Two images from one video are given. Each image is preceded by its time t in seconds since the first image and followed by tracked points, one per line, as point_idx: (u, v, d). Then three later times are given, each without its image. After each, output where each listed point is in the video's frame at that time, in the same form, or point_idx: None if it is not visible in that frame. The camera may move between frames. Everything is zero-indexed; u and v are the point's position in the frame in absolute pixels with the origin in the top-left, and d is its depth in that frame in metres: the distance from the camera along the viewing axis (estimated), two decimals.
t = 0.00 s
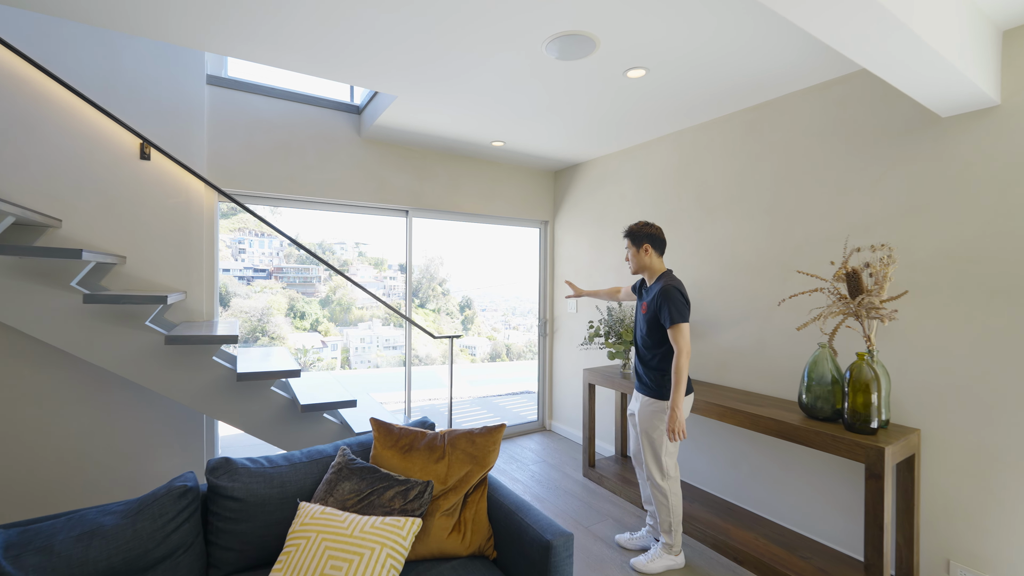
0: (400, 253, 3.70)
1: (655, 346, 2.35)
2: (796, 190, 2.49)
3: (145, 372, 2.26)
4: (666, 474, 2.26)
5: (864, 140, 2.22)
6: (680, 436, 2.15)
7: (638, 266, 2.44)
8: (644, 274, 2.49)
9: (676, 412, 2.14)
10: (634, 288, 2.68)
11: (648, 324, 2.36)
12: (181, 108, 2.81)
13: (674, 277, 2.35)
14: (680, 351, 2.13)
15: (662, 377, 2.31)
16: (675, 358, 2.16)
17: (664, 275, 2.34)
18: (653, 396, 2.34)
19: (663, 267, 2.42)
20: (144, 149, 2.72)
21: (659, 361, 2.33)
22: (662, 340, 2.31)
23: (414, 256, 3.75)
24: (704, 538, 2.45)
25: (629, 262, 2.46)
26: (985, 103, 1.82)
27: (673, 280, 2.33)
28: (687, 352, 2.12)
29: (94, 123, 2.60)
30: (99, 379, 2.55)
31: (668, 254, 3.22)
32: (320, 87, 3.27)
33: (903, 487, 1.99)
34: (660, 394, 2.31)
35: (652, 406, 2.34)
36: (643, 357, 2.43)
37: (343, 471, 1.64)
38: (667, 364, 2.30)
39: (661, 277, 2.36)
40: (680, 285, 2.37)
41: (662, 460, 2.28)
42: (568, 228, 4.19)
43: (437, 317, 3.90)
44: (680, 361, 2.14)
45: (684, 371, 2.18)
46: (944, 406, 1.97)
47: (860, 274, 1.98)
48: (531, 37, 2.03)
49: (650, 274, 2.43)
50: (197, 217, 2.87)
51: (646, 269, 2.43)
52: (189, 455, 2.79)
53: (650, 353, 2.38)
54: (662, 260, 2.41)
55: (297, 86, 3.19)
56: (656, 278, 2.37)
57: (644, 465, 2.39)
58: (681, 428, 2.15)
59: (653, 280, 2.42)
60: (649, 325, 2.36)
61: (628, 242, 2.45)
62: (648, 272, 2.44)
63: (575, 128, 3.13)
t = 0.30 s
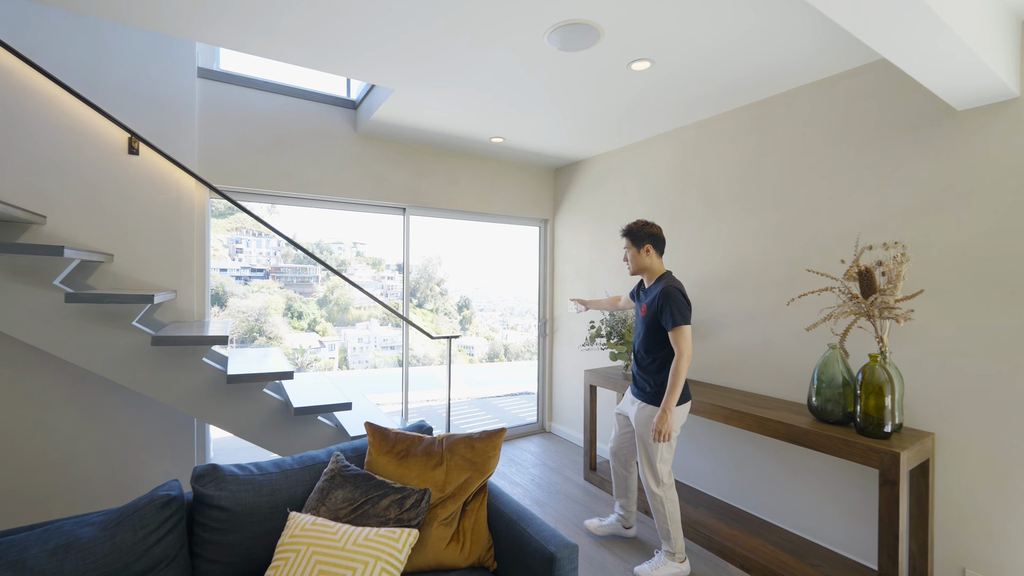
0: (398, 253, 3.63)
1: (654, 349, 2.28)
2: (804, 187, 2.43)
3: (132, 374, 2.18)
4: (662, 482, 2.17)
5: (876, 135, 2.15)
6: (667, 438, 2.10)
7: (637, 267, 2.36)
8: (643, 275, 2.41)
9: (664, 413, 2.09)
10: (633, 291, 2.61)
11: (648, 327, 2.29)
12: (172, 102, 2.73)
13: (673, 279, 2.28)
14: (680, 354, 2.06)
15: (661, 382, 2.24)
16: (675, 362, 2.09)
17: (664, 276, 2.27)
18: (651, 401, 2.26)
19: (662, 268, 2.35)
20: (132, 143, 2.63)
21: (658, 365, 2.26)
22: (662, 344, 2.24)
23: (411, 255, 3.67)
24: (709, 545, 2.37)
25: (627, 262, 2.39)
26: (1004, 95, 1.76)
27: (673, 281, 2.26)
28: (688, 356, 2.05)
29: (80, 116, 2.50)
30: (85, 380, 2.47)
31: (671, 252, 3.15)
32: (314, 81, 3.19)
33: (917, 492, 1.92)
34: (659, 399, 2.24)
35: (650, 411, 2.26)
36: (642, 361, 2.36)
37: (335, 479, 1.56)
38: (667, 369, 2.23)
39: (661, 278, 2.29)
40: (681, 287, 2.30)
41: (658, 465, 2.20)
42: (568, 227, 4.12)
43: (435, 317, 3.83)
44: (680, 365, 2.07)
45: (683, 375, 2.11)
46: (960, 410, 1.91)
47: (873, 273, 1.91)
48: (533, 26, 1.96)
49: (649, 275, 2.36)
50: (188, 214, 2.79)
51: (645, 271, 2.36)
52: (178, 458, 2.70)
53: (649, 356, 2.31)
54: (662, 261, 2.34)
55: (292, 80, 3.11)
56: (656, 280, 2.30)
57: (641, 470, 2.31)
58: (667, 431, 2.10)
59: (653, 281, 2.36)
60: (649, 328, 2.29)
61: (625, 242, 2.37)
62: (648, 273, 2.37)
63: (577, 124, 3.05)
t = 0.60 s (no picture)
0: (394, 251, 3.56)
1: (633, 349, 2.23)
2: (805, 183, 2.38)
3: (113, 377, 2.10)
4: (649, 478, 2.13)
5: (880, 129, 2.10)
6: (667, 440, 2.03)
7: (618, 265, 2.30)
8: (622, 274, 2.36)
9: (660, 416, 2.03)
10: (608, 289, 2.55)
11: (628, 325, 2.24)
12: (158, 95, 2.65)
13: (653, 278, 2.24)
14: (663, 354, 2.03)
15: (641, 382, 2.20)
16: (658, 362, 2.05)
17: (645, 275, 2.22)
18: (630, 400, 2.22)
19: (642, 268, 2.31)
20: (116, 138, 2.55)
21: (638, 364, 2.21)
22: (641, 342, 2.20)
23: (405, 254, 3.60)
24: (709, 550, 2.31)
25: (609, 260, 2.32)
26: (1013, 87, 1.71)
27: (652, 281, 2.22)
28: (671, 355, 2.02)
29: (60, 109, 2.42)
30: (66, 383, 2.38)
31: (670, 251, 3.09)
32: (306, 76, 3.12)
33: (924, 497, 1.87)
34: (638, 399, 2.20)
35: (630, 411, 2.22)
36: (619, 359, 2.31)
37: (322, 486, 1.48)
38: (647, 368, 2.19)
39: (643, 278, 2.24)
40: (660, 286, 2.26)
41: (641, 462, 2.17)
42: (565, 225, 4.06)
43: (432, 318, 3.77)
44: (664, 365, 2.03)
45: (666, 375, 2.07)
46: (968, 411, 1.85)
47: (878, 272, 1.86)
48: (528, 16, 1.90)
49: (629, 274, 2.31)
50: (174, 211, 2.71)
51: (626, 269, 2.31)
52: (164, 463, 2.62)
53: (627, 356, 2.26)
54: (643, 260, 2.30)
55: (282, 74, 3.04)
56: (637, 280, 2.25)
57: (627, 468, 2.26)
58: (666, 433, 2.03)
59: (632, 281, 2.31)
60: (628, 327, 2.25)
61: (608, 240, 2.31)
62: (628, 272, 2.31)
63: (573, 119, 3.00)
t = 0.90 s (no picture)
0: (389, 250, 3.49)
1: (608, 347, 2.21)
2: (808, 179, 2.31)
3: (92, 380, 2.02)
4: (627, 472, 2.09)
5: (886, 123, 2.04)
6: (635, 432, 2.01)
7: (597, 262, 2.26)
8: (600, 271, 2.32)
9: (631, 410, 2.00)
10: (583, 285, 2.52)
11: (605, 322, 2.21)
12: (142, 89, 2.57)
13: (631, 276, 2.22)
14: (642, 350, 2.01)
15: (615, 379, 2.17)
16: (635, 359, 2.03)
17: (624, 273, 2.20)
18: (604, 396, 2.19)
19: (619, 266, 2.28)
20: (98, 133, 2.47)
21: (614, 360, 2.18)
22: (617, 340, 2.17)
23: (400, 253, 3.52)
24: (710, 557, 2.24)
25: (587, 257, 2.27)
26: None
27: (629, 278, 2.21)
28: (649, 352, 2.01)
29: (39, 102, 2.33)
30: (44, 385, 2.30)
31: (668, 249, 3.03)
32: (296, 70, 3.05)
33: (933, 503, 1.80)
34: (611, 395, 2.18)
35: (606, 406, 2.18)
36: (594, 355, 2.27)
37: (305, 495, 1.41)
38: (623, 364, 2.17)
39: (622, 276, 2.22)
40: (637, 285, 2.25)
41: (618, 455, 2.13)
42: (562, 223, 3.99)
43: (429, 318, 3.69)
44: (642, 362, 2.01)
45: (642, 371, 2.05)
46: (978, 414, 1.79)
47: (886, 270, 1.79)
48: (522, 5, 1.83)
49: (607, 272, 2.27)
50: (159, 209, 2.64)
51: (604, 267, 2.27)
52: (148, 467, 2.54)
53: (601, 353, 2.23)
54: (621, 258, 2.26)
55: (271, 69, 2.97)
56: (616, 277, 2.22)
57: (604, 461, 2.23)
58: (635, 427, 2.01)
59: (610, 279, 2.28)
60: (605, 324, 2.22)
61: (588, 236, 2.25)
62: (606, 270, 2.28)
63: (570, 115, 2.93)
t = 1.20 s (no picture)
0: (384, 248, 3.42)
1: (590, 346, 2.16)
2: (809, 175, 2.25)
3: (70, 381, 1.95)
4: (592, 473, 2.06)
5: (890, 116, 1.97)
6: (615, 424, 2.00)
7: (579, 261, 2.20)
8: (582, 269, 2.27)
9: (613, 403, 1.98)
10: (563, 283, 2.46)
11: (589, 321, 2.17)
12: (126, 82, 2.50)
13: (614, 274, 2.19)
14: (626, 347, 1.99)
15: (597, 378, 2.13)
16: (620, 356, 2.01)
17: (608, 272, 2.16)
18: (589, 396, 2.14)
19: (602, 265, 2.23)
20: (80, 127, 2.40)
21: (598, 360, 2.14)
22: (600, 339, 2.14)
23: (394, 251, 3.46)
24: (709, 564, 2.17)
25: (570, 254, 2.21)
26: None
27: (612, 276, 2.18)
28: (633, 349, 2.00)
29: (18, 94, 2.26)
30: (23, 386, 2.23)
31: (666, 247, 2.96)
32: (286, 65, 2.99)
33: (940, 509, 1.73)
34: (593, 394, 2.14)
35: (592, 405, 2.13)
36: (576, 355, 2.23)
37: (283, 503, 1.34)
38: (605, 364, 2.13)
39: (606, 274, 2.18)
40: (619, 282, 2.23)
41: (588, 452, 2.10)
42: (559, 222, 3.92)
43: (428, 319, 3.63)
44: (627, 357, 2.00)
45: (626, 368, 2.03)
46: (986, 417, 1.73)
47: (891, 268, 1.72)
48: None
49: (590, 270, 2.22)
50: (144, 206, 2.57)
51: (587, 266, 2.22)
52: (131, 470, 2.48)
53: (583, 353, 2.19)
54: (604, 257, 2.21)
55: (261, 63, 2.91)
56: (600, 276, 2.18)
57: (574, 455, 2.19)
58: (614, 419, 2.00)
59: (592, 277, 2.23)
60: (588, 323, 2.18)
61: (572, 233, 2.19)
62: (589, 269, 2.23)
63: (565, 110, 2.87)
